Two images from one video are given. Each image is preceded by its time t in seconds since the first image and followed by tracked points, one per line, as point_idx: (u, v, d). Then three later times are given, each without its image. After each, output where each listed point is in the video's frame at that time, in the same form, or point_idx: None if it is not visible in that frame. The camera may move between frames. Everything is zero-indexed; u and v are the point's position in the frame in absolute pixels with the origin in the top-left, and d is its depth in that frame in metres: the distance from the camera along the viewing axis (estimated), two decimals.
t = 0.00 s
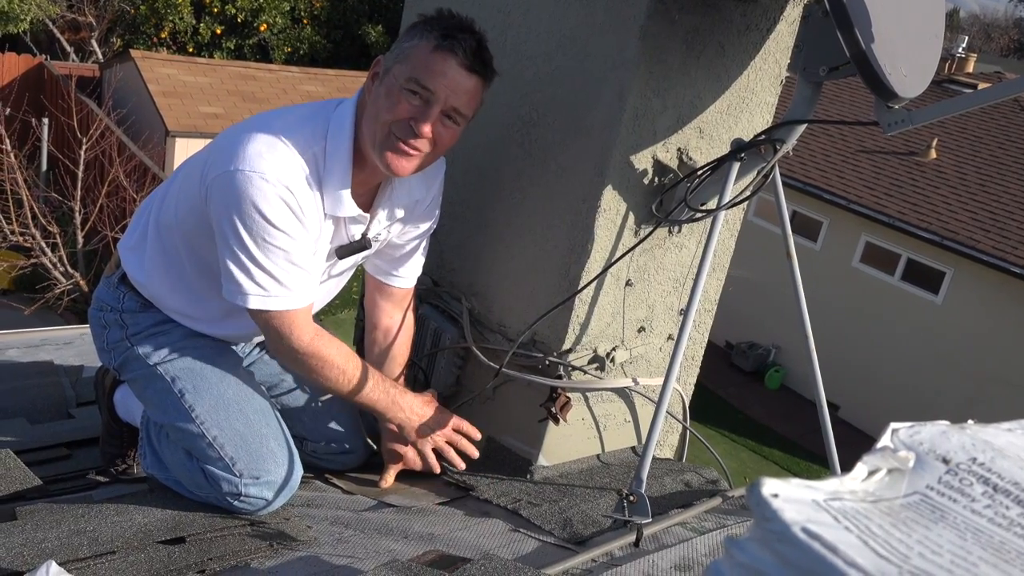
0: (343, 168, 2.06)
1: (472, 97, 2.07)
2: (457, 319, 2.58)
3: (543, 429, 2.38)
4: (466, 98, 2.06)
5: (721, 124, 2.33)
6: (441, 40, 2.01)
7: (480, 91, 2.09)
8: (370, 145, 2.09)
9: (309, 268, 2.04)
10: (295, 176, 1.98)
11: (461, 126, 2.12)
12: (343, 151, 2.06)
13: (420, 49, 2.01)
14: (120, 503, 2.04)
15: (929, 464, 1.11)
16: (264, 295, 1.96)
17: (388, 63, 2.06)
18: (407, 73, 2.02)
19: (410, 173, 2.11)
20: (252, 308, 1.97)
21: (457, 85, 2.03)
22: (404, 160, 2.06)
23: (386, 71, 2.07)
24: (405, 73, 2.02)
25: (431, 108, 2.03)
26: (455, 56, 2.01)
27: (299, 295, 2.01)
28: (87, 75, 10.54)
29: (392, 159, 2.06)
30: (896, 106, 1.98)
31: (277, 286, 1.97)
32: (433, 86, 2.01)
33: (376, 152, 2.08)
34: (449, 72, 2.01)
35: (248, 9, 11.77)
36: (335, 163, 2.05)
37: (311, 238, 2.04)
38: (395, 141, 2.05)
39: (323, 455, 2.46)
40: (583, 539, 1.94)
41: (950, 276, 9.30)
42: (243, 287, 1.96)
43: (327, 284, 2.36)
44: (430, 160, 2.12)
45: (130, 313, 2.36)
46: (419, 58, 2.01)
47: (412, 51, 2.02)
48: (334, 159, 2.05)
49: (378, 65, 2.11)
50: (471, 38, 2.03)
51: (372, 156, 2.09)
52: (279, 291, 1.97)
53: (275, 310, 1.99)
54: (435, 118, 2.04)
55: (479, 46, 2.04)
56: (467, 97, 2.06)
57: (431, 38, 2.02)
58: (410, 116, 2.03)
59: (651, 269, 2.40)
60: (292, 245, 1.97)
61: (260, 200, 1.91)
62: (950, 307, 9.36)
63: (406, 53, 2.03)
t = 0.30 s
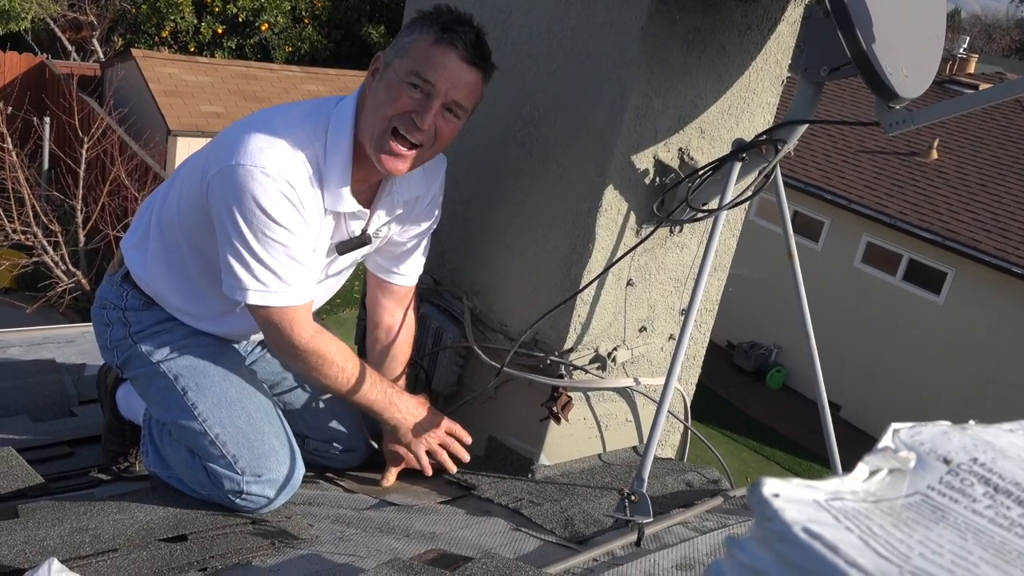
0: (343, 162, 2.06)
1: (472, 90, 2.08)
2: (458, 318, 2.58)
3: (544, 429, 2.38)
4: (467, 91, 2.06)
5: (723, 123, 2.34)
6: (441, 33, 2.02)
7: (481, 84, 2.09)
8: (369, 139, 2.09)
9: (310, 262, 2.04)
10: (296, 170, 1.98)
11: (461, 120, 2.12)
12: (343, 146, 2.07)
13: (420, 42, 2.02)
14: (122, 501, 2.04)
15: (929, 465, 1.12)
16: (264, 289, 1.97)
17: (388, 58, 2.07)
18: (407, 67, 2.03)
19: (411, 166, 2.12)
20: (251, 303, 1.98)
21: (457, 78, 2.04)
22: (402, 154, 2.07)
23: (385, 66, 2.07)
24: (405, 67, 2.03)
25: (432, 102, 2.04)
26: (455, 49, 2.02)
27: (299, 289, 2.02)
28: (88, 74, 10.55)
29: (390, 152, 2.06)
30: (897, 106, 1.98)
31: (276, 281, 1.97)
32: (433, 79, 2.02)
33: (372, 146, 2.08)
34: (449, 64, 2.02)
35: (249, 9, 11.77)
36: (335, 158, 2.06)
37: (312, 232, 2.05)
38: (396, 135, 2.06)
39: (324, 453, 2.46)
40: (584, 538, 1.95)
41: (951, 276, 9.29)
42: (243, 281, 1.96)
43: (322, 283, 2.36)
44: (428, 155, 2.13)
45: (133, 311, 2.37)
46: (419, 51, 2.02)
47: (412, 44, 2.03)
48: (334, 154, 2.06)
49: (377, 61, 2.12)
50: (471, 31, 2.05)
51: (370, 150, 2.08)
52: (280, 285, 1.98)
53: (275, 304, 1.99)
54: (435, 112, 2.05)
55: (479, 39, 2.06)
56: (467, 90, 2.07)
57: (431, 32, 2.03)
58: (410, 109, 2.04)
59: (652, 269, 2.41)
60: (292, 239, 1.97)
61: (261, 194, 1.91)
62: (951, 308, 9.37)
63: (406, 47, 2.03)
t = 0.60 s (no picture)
0: (343, 145, 2.07)
1: (460, 54, 2.08)
2: (461, 317, 2.58)
3: (545, 429, 2.38)
4: (452, 56, 2.06)
5: (726, 122, 2.33)
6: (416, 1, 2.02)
7: (467, 43, 2.09)
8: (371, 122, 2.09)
9: (290, 261, 2.04)
10: (286, 165, 1.99)
11: (456, 84, 2.12)
12: (342, 130, 2.08)
13: (397, 14, 2.02)
14: (123, 499, 2.05)
15: (930, 465, 1.11)
16: (236, 284, 1.98)
17: (371, 40, 2.07)
18: (391, 42, 2.03)
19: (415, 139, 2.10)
20: (227, 294, 1.99)
21: (442, 43, 2.04)
22: (407, 125, 2.07)
23: (371, 49, 2.07)
24: (389, 41, 2.03)
25: (421, 70, 2.04)
26: (433, 12, 2.01)
27: (275, 286, 2.01)
28: (91, 72, 10.56)
29: (394, 126, 2.06)
30: (900, 106, 1.98)
31: (250, 277, 1.98)
32: (417, 49, 2.03)
33: (377, 124, 2.08)
34: (430, 32, 2.02)
35: (252, 7, 11.77)
36: (334, 143, 2.07)
37: (297, 230, 2.05)
38: (393, 107, 2.06)
39: (324, 452, 2.47)
40: (585, 537, 1.95)
41: (954, 276, 9.26)
42: (222, 272, 1.98)
43: (327, 280, 2.38)
44: (430, 128, 2.13)
45: (138, 306, 2.36)
46: (399, 23, 2.02)
47: (390, 19, 2.03)
48: (333, 139, 2.07)
49: (361, 46, 2.12)
50: None
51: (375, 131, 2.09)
52: (252, 282, 1.98)
53: (244, 298, 1.99)
54: (427, 78, 2.05)
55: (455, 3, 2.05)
56: (453, 52, 2.06)
57: (405, 3, 2.03)
58: (401, 80, 2.05)
59: (654, 268, 2.40)
60: (273, 235, 1.97)
61: (245, 186, 1.92)
62: (954, 307, 9.35)
63: (383, 23, 2.04)
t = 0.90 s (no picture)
0: (335, 148, 2.07)
1: (455, 58, 2.07)
2: (461, 318, 2.58)
3: (545, 429, 2.38)
4: (449, 59, 2.05)
5: (726, 124, 2.33)
6: (416, 4, 2.02)
7: (465, 52, 2.08)
8: (361, 126, 2.09)
9: (278, 264, 2.04)
10: (279, 165, 1.99)
11: (450, 91, 2.10)
12: (335, 132, 2.08)
13: (397, 16, 2.03)
14: (123, 500, 2.05)
15: (931, 465, 1.11)
16: (221, 284, 1.98)
17: (371, 40, 2.07)
18: (386, 43, 2.03)
19: (403, 145, 2.10)
20: (214, 293, 1.99)
21: (438, 47, 2.03)
22: (392, 133, 2.06)
23: (369, 49, 2.07)
24: (385, 42, 2.03)
25: (412, 73, 2.03)
26: (431, 16, 2.02)
27: (261, 288, 2.01)
28: (91, 73, 10.56)
29: (379, 133, 2.05)
30: (901, 107, 1.98)
31: (235, 278, 1.98)
32: (411, 51, 2.02)
33: (363, 129, 2.08)
34: (427, 34, 2.01)
35: (253, 8, 11.77)
36: (327, 145, 2.07)
37: (287, 232, 2.04)
38: (381, 113, 2.06)
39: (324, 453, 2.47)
40: (585, 538, 1.95)
41: (954, 277, 9.26)
42: (210, 272, 1.98)
43: (325, 282, 2.39)
44: (418, 135, 2.12)
45: (140, 305, 2.36)
46: (397, 25, 2.02)
47: (390, 21, 2.03)
48: (327, 142, 2.07)
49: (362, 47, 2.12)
50: None
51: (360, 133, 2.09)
52: (237, 284, 1.98)
53: (229, 299, 1.99)
54: (417, 83, 2.04)
55: (457, 7, 2.05)
56: (449, 58, 2.05)
57: (406, 5, 2.04)
58: (391, 84, 2.04)
59: (654, 269, 2.40)
60: (261, 237, 1.97)
61: (235, 186, 1.92)
62: (954, 308, 9.35)
63: (385, 24, 2.04)
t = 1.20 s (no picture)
0: (343, 166, 2.07)
1: (476, 96, 2.07)
2: (459, 319, 2.58)
3: (544, 430, 2.38)
4: (470, 97, 2.05)
5: (725, 124, 2.33)
6: (444, 39, 1.99)
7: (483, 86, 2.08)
8: (375, 146, 2.09)
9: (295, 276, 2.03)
10: (288, 182, 1.97)
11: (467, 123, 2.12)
12: (343, 148, 2.08)
13: (423, 50, 1.99)
14: (122, 501, 2.04)
15: (930, 466, 1.12)
16: (246, 298, 1.96)
17: (388, 64, 2.04)
18: (412, 76, 2.00)
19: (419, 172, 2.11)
20: (234, 311, 1.97)
21: (463, 85, 2.02)
22: (413, 161, 2.06)
23: (386, 73, 2.04)
24: (410, 76, 2.00)
25: (439, 110, 2.02)
26: (459, 54, 2.00)
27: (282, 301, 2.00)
28: (90, 73, 10.55)
29: (399, 162, 2.06)
30: (900, 107, 1.98)
31: (258, 293, 1.97)
32: (439, 89, 2.00)
33: (380, 153, 2.08)
34: (454, 72, 2.00)
35: (251, 9, 11.76)
36: (335, 163, 2.06)
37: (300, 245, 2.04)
38: (403, 144, 2.05)
39: (324, 453, 2.47)
40: (584, 539, 1.95)
41: (953, 278, 9.27)
42: (228, 290, 1.96)
43: (319, 283, 2.34)
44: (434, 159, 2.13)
45: (135, 310, 2.36)
46: (424, 60, 1.99)
47: (414, 52, 2.00)
48: (335, 159, 2.07)
49: (375, 66, 2.09)
50: (473, 35, 2.03)
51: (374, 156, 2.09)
52: (261, 298, 1.97)
53: (254, 315, 1.97)
54: (443, 119, 2.04)
55: (480, 44, 2.04)
56: (471, 95, 2.05)
57: (432, 37, 1.99)
58: (417, 118, 2.02)
59: (653, 270, 2.40)
60: (278, 253, 1.96)
61: (250, 206, 1.91)
62: (952, 309, 9.35)
63: (408, 54, 2.00)
